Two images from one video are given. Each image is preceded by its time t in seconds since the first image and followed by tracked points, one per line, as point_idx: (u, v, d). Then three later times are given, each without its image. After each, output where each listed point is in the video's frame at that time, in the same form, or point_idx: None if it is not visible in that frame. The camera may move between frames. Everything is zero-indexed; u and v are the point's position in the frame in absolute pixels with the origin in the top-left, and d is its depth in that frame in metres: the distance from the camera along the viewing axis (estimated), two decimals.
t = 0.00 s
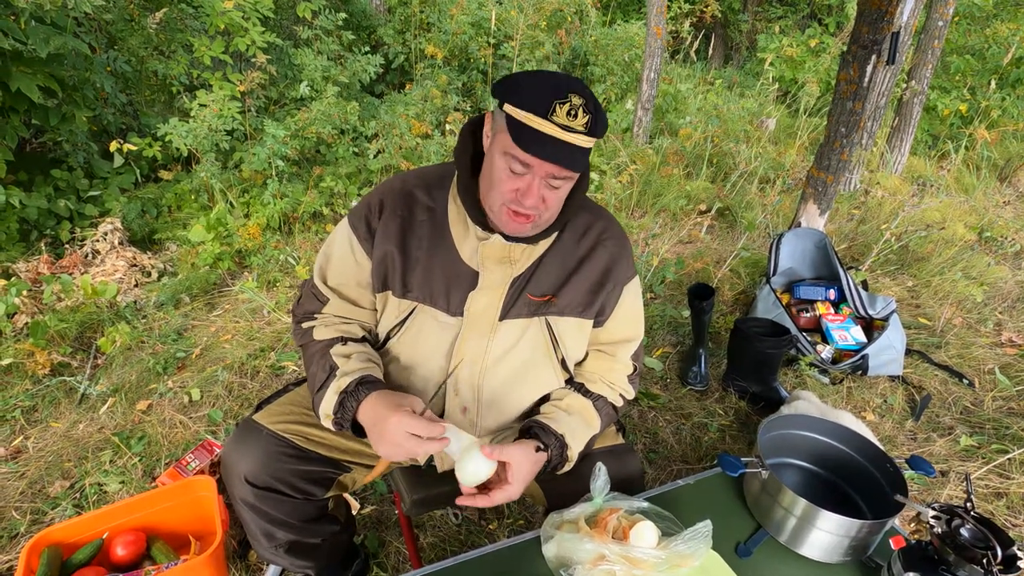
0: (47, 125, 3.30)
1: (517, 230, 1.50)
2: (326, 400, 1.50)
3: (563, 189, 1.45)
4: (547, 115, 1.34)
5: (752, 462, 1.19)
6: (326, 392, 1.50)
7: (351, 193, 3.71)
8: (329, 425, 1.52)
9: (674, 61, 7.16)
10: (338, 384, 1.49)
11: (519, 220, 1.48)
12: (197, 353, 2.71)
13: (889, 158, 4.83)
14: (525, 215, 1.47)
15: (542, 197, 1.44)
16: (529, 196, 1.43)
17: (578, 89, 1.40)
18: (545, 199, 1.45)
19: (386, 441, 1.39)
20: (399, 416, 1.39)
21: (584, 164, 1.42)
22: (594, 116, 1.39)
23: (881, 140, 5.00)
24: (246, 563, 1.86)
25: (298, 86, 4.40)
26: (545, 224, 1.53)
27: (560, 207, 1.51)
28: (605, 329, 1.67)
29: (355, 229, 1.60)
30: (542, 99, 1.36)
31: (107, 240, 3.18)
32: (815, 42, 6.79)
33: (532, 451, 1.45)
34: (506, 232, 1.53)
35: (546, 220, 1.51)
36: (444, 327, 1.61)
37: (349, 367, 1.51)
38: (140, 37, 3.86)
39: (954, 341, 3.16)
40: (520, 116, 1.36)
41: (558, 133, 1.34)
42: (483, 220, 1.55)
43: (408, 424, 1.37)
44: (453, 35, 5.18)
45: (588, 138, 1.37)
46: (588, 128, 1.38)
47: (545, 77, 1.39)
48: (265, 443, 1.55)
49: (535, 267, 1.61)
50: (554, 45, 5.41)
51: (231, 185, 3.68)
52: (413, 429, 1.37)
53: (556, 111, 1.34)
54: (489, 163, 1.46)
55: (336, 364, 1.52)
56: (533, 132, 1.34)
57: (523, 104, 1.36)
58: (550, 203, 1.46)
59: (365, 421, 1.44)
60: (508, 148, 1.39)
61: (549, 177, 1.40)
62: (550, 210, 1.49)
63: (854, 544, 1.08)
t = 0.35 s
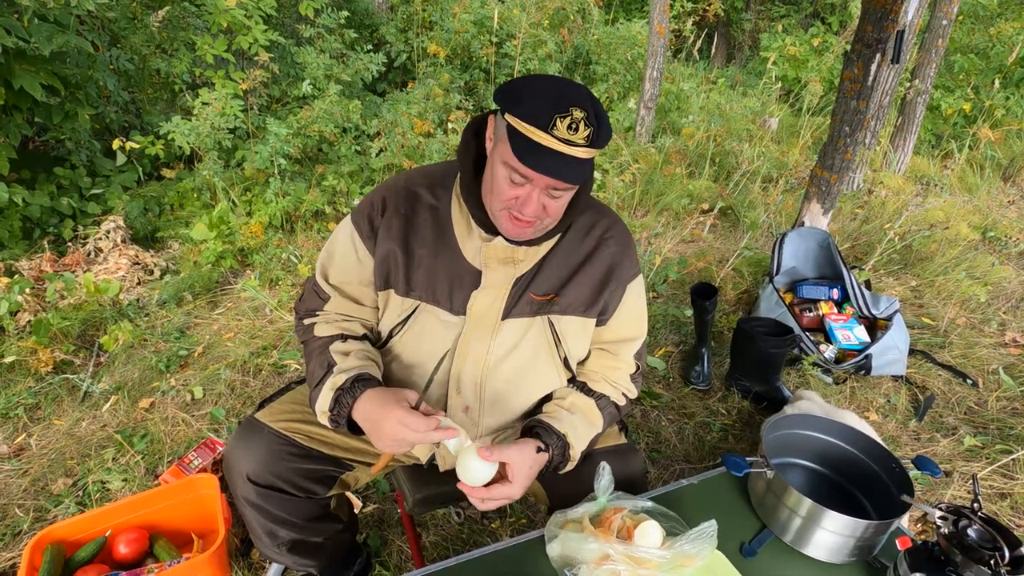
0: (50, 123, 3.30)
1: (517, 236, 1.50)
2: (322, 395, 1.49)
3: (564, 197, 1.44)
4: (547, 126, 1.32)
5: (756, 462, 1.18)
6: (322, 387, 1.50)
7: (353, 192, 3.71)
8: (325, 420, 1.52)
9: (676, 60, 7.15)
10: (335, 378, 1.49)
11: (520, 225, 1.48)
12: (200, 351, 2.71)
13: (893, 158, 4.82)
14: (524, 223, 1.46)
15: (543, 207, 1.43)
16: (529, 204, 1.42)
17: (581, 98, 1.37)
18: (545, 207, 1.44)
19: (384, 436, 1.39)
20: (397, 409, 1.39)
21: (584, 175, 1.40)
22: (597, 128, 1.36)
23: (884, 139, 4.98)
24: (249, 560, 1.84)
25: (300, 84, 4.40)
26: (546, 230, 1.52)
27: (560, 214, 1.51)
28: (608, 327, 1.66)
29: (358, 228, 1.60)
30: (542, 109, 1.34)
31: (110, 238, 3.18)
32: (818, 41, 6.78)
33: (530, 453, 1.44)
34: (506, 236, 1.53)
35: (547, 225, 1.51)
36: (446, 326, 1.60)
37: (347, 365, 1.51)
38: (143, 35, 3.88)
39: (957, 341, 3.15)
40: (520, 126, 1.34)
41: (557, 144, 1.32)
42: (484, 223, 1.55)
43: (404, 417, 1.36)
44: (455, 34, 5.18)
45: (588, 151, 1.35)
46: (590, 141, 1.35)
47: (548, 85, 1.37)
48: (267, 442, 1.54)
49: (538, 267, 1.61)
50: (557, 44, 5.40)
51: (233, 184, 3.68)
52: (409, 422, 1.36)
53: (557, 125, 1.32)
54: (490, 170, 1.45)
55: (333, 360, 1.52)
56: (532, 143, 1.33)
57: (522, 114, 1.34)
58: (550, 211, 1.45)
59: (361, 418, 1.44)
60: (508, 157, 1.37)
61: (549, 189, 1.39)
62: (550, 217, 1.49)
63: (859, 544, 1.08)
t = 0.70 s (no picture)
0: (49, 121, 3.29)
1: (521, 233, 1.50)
2: (327, 389, 1.50)
3: (568, 193, 1.44)
4: (553, 121, 1.32)
5: (756, 461, 1.18)
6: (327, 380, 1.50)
7: (353, 190, 3.70)
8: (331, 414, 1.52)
9: (677, 58, 7.14)
10: (341, 369, 1.49)
11: (523, 223, 1.48)
12: (199, 349, 2.71)
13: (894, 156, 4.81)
14: (529, 219, 1.46)
15: (548, 203, 1.43)
16: (534, 200, 1.42)
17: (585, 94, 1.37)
18: (550, 204, 1.44)
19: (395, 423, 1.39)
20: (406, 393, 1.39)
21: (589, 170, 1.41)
22: (602, 122, 1.37)
23: (885, 138, 4.97)
24: (248, 559, 1.84)
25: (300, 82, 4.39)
26: (549, 227, 1.52)
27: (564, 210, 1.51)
28: (608, 326, 1.66)
29: (356, 226, 1.60)
30: (548, 105, 1.33)
31: (110, 236, 3.18)
32: (820, 39, 6.77)
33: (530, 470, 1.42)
34: (509, 233, 1.53)
35: (550, 222, 1.51)
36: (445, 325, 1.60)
37: (350, 356, 1.51)
38: (142, 32, 3.86)
39: (958, 340, 3.15)
40: (525, 122, 1.33)
41: (564, 140, 1.32)
42: (485, 221, 1.55)
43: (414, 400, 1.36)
44: (455, 32, 5.17)
45: (594, 146, 1.36)
46: (595, 135, 1.36)
47: (552, 81, 1.36)
48: (266, 440, 1.54)
49: (538, 265, 1.60)
50: (557, 42, 5.40)
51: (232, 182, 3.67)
52: (418, 406, 1.36)
53: (564, 119, 1.31)
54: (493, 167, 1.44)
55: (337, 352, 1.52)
56: (538, 139, 1.33)
57: (528, 109, 1.33)
58: (554, 207, 1.46)
59: (369, 409, 1.44)
60: (514, 154, 1.37)
61: (554, 184, 1.39)
62: (554, 213, 1.49)
63: (859, 543, 1.08)
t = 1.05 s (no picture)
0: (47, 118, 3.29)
1: (533, 223, 1.49)
2: (413, 376, 1.22)
3: (576, 179, 1.48)
4: (565, 104, 1.36)
5: (751, 457, 1.19)
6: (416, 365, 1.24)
7: (351, 187, 3.70)
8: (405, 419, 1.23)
9: (676, 56, 7.14)
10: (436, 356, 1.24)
11: (535, 213, 1.48)
12: (196, 346, 2.70)
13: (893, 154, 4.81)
14: (541, 206, 1.47)
15: (560, 188, 1.45)
16: (547, 186, 1.44)
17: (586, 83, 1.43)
18: (562, 190, 1.46)
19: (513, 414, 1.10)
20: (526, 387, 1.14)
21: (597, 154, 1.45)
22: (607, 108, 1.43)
23: (885, 136, 4.96)
24: (243, 556, 1.84)
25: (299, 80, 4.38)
26: (558, 218, 1.54)
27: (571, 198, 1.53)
28: (605, 320, 1.66)
29: (379, 211, 1.50)
30: (557, 90, 1.37)
31: (108, 234, 3.17)
32: (819, 37, 6.77)
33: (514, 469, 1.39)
34: (518, 224, 1.52)
35: (559, 213, 1.52)
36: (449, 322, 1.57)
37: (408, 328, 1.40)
38: (140, 29, 3.86)
39: (957, 338, 3.15)
40: (539, 107, 1.37)
41: (578, 122, 1.36)
42: (488, 217, 1.54)
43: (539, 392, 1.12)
44: (454, 29, 5.17)
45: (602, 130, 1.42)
46: (603, 118, 1.41)
47: (556, 70, 1.41)
48: (260, 435, 1.54)
49: (539, 261, 1.60)
50: (556, 40, 5.40)
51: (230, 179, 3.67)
52: (550, 399, 1.11)
53: (576, 100, 1.36)
54: (500, 158, 1.45)
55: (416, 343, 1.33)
56: (553, 122, 1.36)
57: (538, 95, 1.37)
58: (565, 194, 1.48)
59: (468, 419, 1.16)
60: (527, 139, 1.39)
61: (566, 167, 1.42)
62: (564, 201, 1.50)
63: (855, 540, 1.07)
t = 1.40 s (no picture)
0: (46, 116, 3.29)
1: (542, 208, 1.50)
2: (473, 401, 1.14)
3: (580, 157, 1.51)
4: (560, 76, 1.41)
5: (746, 456, 1.18)
6: (477, 390, 1.16)
7: (350, 186, 3.69)
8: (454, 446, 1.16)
9: (677, 55, 7.14)
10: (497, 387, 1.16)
11: (543, 197, 1.49)
12: (194, 345, 2.70)
13: (893, 154, 4.81)
14: (549, 187, 1.48)
15: (565, 166, 1.48)
16: (553, 163, 1.46)
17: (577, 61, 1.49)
18: (568, 167, 1.49)
19: (570, 481, 1.01)
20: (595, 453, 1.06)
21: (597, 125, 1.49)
22: (599, 79, 1.48)
23: (885, 135, 4.96)
24: (240, 554, 1.84)
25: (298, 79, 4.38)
26: (565, 202, 1.56)
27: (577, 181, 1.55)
28: (610, 317, 1.67)
29: (400, 209, 1.46)
30: (551, 66, 1.42)
31: (106, 232, 3.17)
32: (819, 37, 6.77)
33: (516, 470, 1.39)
34: (526, 213, 1.52)
35: (567, 196, 1.54)
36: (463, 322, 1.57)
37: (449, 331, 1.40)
38: (140, 28, 3.89)
39: (955, 338, 3.15)
40: (533, 85, 1.41)
41: (574, 92, 1.41)
42: (499, 215, 1.54)
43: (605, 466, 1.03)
44: (454, 28, 5.18)
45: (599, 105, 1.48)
46: (597, 87, 1.45)
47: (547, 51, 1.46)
48: (259, 440, 1.53)
49: (547, 260, 1.59)
50: (556, 39, 5.41)
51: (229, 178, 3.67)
52: (617, 476, 1.01)
53: (569, 70, 1.41)
54: (504, 148, 1.48)
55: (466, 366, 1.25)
56: (553, 95, 1.40)
57: (534, 71, 1.41)
58: (571, 173, 1.50)
59: (518, 464, 1.08)
60: (529, 117, 1.43)
61: (569, 140, 1.45)
62: (571, 183, 1.52)
63: (850, 538, 1.07)
